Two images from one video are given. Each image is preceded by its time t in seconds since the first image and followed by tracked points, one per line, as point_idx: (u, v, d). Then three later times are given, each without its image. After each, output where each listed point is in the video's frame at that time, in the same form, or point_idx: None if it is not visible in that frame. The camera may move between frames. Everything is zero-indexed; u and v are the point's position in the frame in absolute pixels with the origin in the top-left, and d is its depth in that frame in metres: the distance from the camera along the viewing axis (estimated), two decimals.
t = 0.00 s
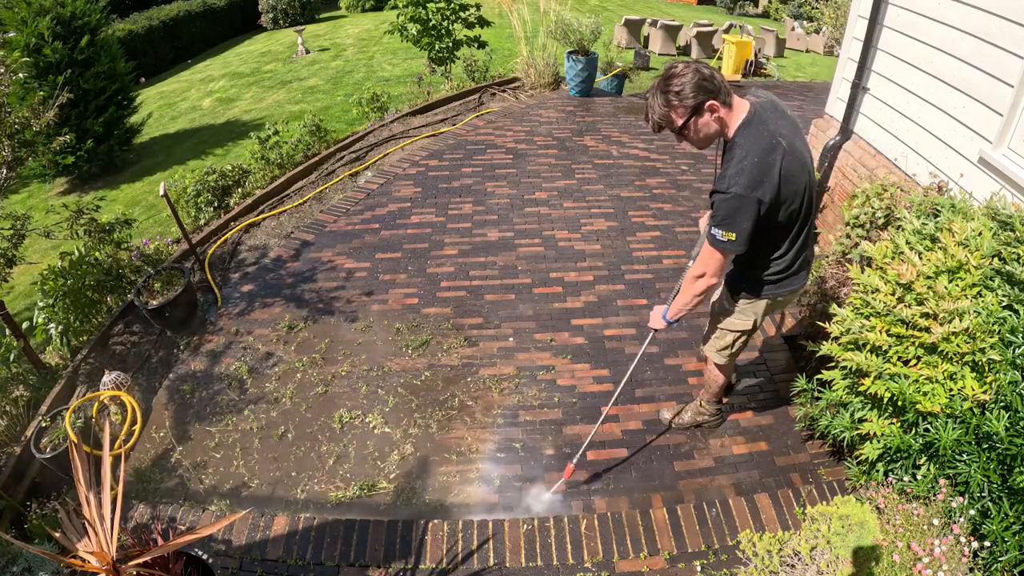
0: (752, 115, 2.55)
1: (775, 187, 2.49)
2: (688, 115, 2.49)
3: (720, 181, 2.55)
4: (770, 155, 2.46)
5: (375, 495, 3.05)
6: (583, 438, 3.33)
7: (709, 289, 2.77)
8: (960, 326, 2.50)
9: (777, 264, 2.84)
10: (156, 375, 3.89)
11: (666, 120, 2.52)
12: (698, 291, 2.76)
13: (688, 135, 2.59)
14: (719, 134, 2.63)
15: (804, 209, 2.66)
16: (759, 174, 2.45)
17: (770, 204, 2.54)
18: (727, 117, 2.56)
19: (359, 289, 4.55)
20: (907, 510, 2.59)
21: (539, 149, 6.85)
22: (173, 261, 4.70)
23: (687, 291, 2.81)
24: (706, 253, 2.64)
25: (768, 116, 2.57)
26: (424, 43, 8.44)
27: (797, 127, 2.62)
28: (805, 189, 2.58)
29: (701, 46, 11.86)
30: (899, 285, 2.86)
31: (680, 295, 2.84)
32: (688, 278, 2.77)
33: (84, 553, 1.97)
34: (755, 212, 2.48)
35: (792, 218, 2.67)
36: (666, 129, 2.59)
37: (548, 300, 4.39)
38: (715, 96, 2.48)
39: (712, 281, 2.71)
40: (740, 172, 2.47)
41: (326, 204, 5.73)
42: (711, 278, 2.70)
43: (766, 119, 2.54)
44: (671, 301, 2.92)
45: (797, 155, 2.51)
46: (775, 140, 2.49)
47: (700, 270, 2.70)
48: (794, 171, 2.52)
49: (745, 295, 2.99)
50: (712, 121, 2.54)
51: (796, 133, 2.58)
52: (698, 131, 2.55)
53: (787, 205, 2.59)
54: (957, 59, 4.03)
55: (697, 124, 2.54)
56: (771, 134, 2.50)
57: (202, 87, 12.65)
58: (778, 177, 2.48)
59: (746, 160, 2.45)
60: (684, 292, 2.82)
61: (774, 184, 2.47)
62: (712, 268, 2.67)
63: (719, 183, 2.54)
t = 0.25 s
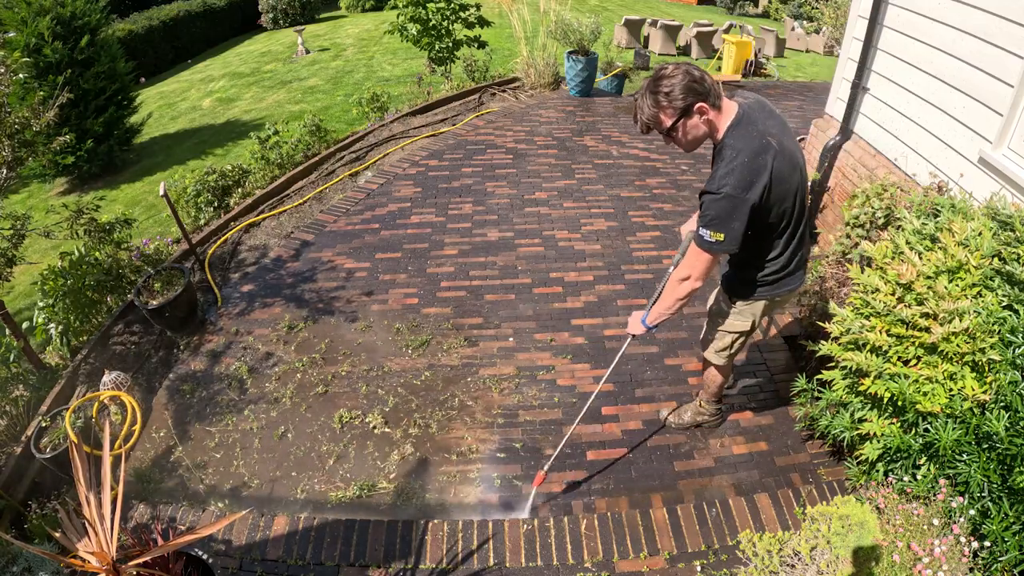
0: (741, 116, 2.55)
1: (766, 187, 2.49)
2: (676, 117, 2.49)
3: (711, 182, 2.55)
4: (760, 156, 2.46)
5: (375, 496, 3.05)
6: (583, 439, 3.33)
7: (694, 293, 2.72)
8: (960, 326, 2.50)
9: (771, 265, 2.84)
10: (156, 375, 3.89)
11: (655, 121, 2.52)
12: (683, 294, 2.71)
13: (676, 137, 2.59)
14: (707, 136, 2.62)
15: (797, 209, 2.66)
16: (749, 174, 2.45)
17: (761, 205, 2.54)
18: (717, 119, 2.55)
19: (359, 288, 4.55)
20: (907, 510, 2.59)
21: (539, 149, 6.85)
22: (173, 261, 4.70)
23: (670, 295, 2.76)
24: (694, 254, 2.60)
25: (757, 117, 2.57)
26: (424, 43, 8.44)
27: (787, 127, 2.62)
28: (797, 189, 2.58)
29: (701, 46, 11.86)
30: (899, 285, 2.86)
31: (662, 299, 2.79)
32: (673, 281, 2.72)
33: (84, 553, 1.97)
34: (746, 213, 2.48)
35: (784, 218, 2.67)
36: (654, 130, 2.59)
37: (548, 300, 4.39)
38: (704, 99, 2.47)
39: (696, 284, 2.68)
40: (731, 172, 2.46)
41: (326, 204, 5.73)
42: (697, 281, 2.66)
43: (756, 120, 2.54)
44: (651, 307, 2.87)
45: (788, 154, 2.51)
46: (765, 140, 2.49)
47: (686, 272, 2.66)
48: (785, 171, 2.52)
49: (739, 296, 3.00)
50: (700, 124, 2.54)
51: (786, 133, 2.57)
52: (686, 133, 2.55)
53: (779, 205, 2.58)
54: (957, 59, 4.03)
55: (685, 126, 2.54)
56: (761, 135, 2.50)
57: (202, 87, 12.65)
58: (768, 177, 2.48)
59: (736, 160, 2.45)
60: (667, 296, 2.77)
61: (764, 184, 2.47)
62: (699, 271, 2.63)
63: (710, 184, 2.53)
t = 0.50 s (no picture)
0: (728, 114, 2.55)
1: (750, 186, 2.50)
2: (662, 116, 2.50)
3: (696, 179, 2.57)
4: (745, 155, 2.47)
5: (375, 496, 3.05)
6: (583, 439, 3.33)
7: (678, 286, 2.77)
8: (960, 326, 2.50)
9: (760, 264, 2.84)
10: (156, 375, 3.89)
11: (641, 119, 2.53)
12: (667, 288, 2.77)
13: (662, 135, 2.60)
14: (693, 135, 2.64)
15: (785, 207, 2.66)
16: (733, 173, 2.46)
17: (745, 203, 2.55)
18: (702, 119, 2.56)
19: (359, 288, 4.55)
20: (907, 510, 2.60)
21: (539, 149, 6.85)
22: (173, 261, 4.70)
23: (655, 287, 2.82)
24: (677, 249, 2.65)
25: (745, 115, 2.57)
26: (424, 43, 8.44)
27: (776, 125, 2.62)
28: (785, 188, 2.58)
29: (701, 46, 11.86)
30: (899, 286, 2.86)
31: (649, 290, 2.84)
32: (658, 274, 2.77)
33: (84, 553, 1.97)
34: (728, 211, 2.50)
35: (772, 217, 2.68)
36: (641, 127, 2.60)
37: (548, 300, 4.39)
38: (690, 98, 2.49)
39: (680, 278, 2.72)
40: (714, 170, 2.49)
41: (326, 204, 5.73)
42: (680, 275, 2.71)
43: (742, 118, 2.54)
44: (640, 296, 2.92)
45: (774, 154, 2.51)
46: (750, 139, 2.50)
47: (670, 266, 2.71)
48: (771, 170, 2.52)
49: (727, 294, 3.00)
50: (686, 122, 2.55)
51: (774, 132, 2.57)
52: (672, 131, 2.56)
53: (765, 204, 2.59)
54: (957, 59, 4.03)
55: (670, 125, 2.55)
56: (746, 133, 2.50)
57: (202, 87, 12.65)
58: (753, 176, 2.48)
59: (720, 158, 2.47)
60: (654, 287, 2.82)
61: (748, 183, 2.48)
62: (681, 266, 2.68)
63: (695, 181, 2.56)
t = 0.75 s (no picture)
0: (758, 106, 2.58)
1: (771, 178, 2.52)
2: (694, 100, 2.54)
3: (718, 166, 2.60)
4: (769, 147, 2.49)
5: (375, 496, 3.05)
6: (583, 438, 3.33)
7: (690, 272, 2.81)
8: (960, 326, 2.50)
9: (770, 258, 2.84)
10: (156, 375, 3.88)
11: (673, 102, 2.57)
12: (679, 272, 2.81)
13: (692, 120, 2.64)
14: (723, 123, 2.67)
15: (800, 204, 2.68)
16: (756, 163, 2.49)
17: (765, 195, 2.57)
18: (734, 106, 2.60)
19: (359, 288, 4.56)
20: (907, 509, 2.60)
21: (539, 149, 6.85)
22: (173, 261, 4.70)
23: (667, 272, 2.85)
24: (692, 233, 2.68)
25: (774, 109, 2.60)
26: (424, 43, 8.44)
27: (802, 123, 2.64)
28: (802, 185, 2.60)
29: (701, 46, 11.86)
30: (899, 286, 2.86)
31: (660, 274, 2.87)
32: (671, 258, 2.81)
33: (84, 553, 1.98)
34: (747, 200, 2.52)
35: (786, 212, 2.69)
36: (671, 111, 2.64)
37: (548, 300, 4.39)
38: (723, 84, 2.53)
39: (694, 264, 2.76)
40: (737, 158, 2.51)
41: (326, 204, 5.73)
42: (694, 260, 2.75)
43: (771, 111, 2.57)
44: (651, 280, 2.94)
45: (796, 150, 2.54)
46: (776, 132, 2.52)
47: (684, 250, 2.74)
48: (792, 166, 2.54)
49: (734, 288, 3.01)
50: (717, 109, 2.59)
51: (799, 130, 2.59)
52: (703, 116, 2.60)
53: (782, 198, 2.61)
54: (957, 59, 4.03)
55: (702, 109, 2.58)
56: (773, 126, 2.53)
57: (202, 87, 12.65)
58: (774, 168, 2.51)
59: (745, 146, 2.50)
60: (667, 272, 2.85)
61: (769, 175, 2.51)
62: (696, 250, 2.71)
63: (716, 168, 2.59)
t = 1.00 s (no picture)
0: (749, 103, 2.57)
1: (763, 176, 2.51)
2: (685, 98, 2.54)
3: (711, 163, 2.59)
4: (761, 144, 2.49)
5: (375, 496, 3.05)
6: (583, 438, 3.33)
7: (693, 269, 2.84)
8: (960, 327, 2.50)
9: (763, 255, 2.84)
10: (156, 375, 3.88)
11: (664, 100, 2.58)
12: (683, 270, 2.85)
13: (684, 118, 2.64)
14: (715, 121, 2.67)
15: (793, 201, 2.67)
16: (748, 160, 2.47)
17: (757, 192, 2.56)
18: (725, 103, 2.59)
19: (359, 288, 4.56)
20: (907, 509, 2.60)
21: (539, 149, 6.84)
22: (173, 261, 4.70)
23: (673, 270, 2.90)
24: (692, 233, 2.70)
25: (766, 106, 2.58)
26: (424, 43, 8.44)
27: (793, 120, 2.64)
28: (795, 182, 2.59)
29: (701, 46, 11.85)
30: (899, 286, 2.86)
31: (667, 270, 2.93)
32: (675, 256, 2.85)
33: (84, 553, 1.98)
34: (740, 198, 2.51)
35: (778, 209, 2.69)
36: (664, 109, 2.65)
37: (548, 300, 4.39)
38: (714, 82, 2.52)
39: (696, 261, 2.79)
40: (730, 156, 2.50)
41: (326, 204, 5.73)
42: (695, 258, 2.78)
43: (763, 109, 2.56)
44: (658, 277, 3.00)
45: (788, 147, 2.53)
46: (768, 129, 2.51)
47: (686, 249, 2.78)
48: (784, 163, 2.53)
49: (728, 285, 3.00)
50: (708, 106, 2.58)
51: (791, 127, 2.58)
52: (695, 114, 2.60)
53: (774, 195, 2.60)
54: (957, 58, 4.03)
55: (693, 108, 2.59)
56: (765, 123, 2.52)
57: (202, 87, 12.65)
58: (767, 166, 2.50)
59: (738, 144, 2.49)
60: (671, 269, 2.91)
61: (761, 173, 2.50)
62: (697, 249, 2.73)
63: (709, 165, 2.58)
